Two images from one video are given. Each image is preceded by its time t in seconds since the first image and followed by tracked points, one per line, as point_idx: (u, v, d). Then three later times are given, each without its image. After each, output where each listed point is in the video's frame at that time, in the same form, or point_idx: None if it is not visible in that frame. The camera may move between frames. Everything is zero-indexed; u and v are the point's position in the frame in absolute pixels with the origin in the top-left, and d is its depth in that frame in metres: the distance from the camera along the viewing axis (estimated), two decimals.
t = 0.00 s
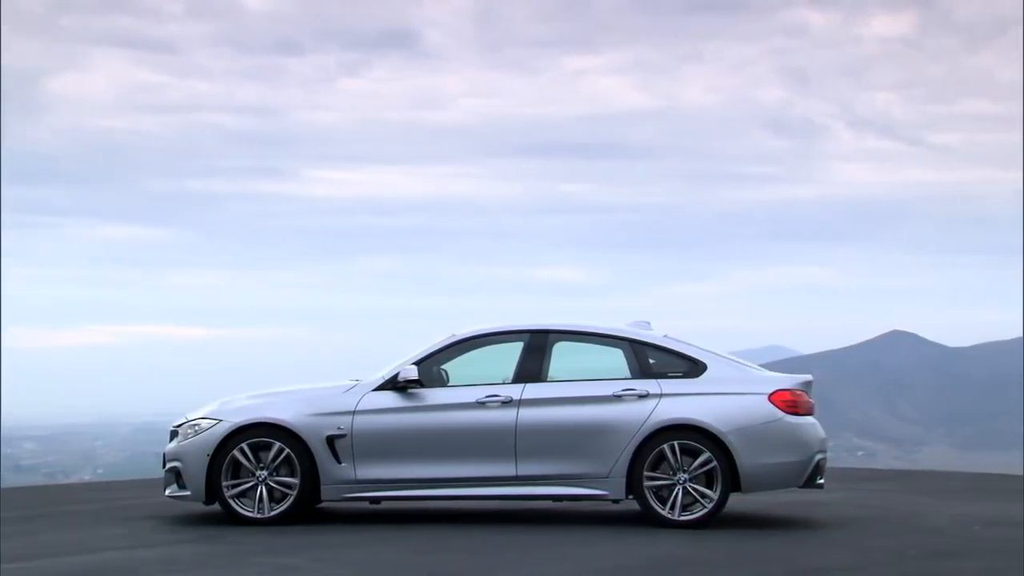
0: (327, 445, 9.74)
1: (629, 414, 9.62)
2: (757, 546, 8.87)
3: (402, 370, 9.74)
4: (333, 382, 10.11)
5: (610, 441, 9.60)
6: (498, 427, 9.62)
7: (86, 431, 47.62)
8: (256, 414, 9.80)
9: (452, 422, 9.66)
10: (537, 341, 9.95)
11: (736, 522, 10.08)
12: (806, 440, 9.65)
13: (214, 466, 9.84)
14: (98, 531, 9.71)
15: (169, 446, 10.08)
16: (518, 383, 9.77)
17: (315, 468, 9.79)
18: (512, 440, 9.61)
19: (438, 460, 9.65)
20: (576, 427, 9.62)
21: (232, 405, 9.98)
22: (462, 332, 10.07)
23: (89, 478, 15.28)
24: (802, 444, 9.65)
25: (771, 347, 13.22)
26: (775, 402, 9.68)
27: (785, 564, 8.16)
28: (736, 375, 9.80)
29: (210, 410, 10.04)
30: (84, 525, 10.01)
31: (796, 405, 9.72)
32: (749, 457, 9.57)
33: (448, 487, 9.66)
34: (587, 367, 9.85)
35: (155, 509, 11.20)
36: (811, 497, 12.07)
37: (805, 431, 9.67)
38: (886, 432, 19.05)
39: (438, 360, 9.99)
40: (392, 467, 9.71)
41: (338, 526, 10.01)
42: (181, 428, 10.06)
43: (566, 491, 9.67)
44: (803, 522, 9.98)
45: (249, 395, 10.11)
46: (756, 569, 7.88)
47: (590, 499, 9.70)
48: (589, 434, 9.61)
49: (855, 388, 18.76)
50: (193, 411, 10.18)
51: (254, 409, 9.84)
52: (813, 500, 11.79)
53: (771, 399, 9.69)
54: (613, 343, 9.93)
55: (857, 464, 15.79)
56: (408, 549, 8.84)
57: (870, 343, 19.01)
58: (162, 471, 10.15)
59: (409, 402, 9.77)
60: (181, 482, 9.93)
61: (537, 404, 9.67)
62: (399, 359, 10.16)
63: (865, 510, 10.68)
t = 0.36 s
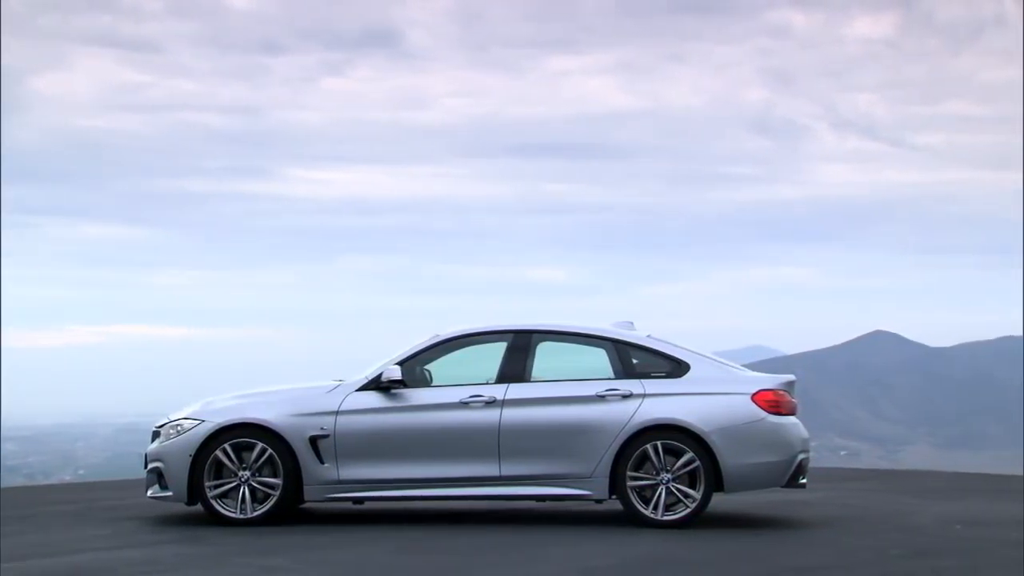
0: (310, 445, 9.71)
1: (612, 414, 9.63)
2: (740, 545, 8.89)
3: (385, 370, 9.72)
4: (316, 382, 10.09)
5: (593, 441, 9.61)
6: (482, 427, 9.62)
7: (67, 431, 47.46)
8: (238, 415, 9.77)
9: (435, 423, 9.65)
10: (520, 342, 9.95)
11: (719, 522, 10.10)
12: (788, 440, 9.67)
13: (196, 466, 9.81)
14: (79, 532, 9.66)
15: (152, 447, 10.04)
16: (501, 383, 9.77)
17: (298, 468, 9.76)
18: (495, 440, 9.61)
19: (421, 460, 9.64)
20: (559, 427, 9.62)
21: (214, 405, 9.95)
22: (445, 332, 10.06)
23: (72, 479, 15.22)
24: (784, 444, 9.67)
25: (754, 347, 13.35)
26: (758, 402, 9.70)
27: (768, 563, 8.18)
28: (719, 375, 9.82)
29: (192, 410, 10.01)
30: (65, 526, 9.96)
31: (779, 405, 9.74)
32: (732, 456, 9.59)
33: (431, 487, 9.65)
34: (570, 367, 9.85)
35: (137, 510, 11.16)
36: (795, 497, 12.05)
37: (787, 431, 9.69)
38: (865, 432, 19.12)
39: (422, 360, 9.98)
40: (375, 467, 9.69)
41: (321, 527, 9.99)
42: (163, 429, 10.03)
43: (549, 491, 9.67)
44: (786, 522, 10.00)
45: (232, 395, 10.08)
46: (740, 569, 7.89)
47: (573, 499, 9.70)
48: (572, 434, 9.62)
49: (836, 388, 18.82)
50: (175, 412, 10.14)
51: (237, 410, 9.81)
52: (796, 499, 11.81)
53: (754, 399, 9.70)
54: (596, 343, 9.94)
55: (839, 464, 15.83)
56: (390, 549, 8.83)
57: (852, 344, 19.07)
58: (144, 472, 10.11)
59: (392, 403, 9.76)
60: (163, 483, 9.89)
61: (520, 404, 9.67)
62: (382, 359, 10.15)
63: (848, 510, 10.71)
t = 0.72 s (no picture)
0: (293, 445, 9.69)
1: (596, 414, 9.63)
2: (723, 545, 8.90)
3: (368, 370, 9.71)
4: (299, 382, 10.07)
5: (577, 441, 9.61)
6: (465, 427, 9.61)
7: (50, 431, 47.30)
8: (221, 415, 9.74)
9: (418, 423, 9.64)
10: (503, 342, 9.94)
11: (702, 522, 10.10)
12: (771, 440, 9.68)
13: (178, 467, 9.78)
14: (61, 533, 9.62)
15: (133, 447, 10.01)
16: (484, 383, 9.76)
17: (281, 469, 9.74)
18: (478, 440, 9.60)
19: (404, 460, 9.63)
20: (542, 426, 9.62)
21: (196, 406, 9.92)
22: (428, 332, 10.05)
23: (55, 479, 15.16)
24: (767, 443, 9.69)
25: (737, 347, 13.38)
26: (741, 402, 9.71)
27: (750, 563, 8.19)
28: (701, 374, 9.83)
29: (174, 410, 9.98)
30: (46, 527, 9.92)
31: (762, 404, 9.75)
32: (715, 456, 9.60)
33: (414, 487, 9.63)
34: (553, 367, 9.85)
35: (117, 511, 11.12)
36: (777, 496, 12.04)
37: (770, 431, 9.70)
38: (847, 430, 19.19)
39: (405, 360, 9.96)
40: (358, 467, 9.68)
41: (303, 527, 9.97)
42: (144, 430, 9.99)
43: (533, 491, 9.66)
44: (768, 521, 10.01)
45: (214, 395, 10.06)
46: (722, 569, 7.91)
47: (557, 499, 9.70)
48: (555, 434, 9.61)
49: (818, 388, 18.87)
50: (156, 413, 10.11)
51: (219, 410, 9.78)
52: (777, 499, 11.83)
53: (737, 399, 9.72)
54: (580, 343, 9.94)
55: (821, 464, 15.86)
56: (373, 549, 8.81)
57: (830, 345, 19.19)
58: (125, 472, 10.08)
59: (375, 403, 9.74)
60: (144, 483, 9.86)
61: (503, 404, 9.67)
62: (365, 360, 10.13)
63: (829, 510, 10.73)
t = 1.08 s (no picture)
0: (276, 445, 9.68)
1: (580, 414, 9.63)
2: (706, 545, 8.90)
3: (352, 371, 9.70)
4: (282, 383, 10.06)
5: (560, 441, 9.61)
6: (448, 427, 9.60)
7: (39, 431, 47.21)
8: (204, 415, 9.73)
9: (402, 423, 9.63)
10: (487, 342, 9.94)
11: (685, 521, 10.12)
12: (755, 440, 9.69)
13: (161, 467, 9.76)
14: (43, 534, 9.60)
15: (116, 447, 9.99)
16: (468, 383, 9.76)
17: (264, 469, 9.73)
18: (462, 440, 9.59)
19: (387, 461, 9.62)
20: (526, 426, 9.62)
21: (179, 406, 9.90)
22: (413, 332, 10.04)
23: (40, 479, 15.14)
24: (751, 443, 9.69)
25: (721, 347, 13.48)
26: (724, 402, 9.71)
27: (733, 562, 8.20)
28: (685, 374, 9.83)
29: (157, 411, 9.96)
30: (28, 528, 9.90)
31: (745, 405, 9.76)
32: (698, 456, 9.60)
33: (398, 488, 9.63)
34: (537, 367, 9.85)
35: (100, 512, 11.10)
36: (761, 496, 12.03)
37: (753, 431, 9.71)
38: (832, 430, 19.23)
39: (389, 361, 9.95)
40: (342, 468, 9.67)
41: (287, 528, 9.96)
42: (127, 430, 9.98)
43: (516, 491, 9.66)
44: (751, 521, 10.02)
45: (197, 395, 10.04)
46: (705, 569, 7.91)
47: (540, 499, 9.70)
48: (539, 434, 9.61)
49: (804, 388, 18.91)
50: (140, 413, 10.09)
51: (202, 410, 9.77)
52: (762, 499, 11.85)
53: (721, 400, 9.72)
54: (564, 343, 9.94)
55: (806, 464, 15.88)
56: (356, 550, 8.80)
57: (812, 345, 19.32)
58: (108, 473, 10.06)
59: (359, 403, 9.73)
60: (127, 484, 9.84)
61: (487, 404, 9.66)
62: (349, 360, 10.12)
63: (813, 510, 10.74)
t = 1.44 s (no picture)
0: (261, 445, 9.66)
1: (565, 414, 9.63)
2: (692, 545, 8.91)
3: (338, 371, 9.68)
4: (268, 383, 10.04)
5: (546, 441, 9.60)
6: (434, 427, 9.59)
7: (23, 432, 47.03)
8: (189, 416, 9.70)
9: (388, 423, 9.62)
10: (473, 342, 9.93)
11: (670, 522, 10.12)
12: (740, 440, 9.70)
13: (145, 468, 9.73)
14: (27, 535, 9.56)
15: (100, 448, 9.96)
16: (454, 383, 9.75)
17: (249, 469, 9.70)
18: (448, 440, 9.58)
19: (373, 461, 9.61)
20: (512, 427, 9.61)
21: (164, 407, 9.87)
22: (399, 332, 10.03)
23: (26, 479, 15.09)
24: (736, 443, 9.70)
25: (709, 347, 13.66)
26: (710, 402, 9.72)
27: (718, 562, 8.21)
28: (671, 375, 9.84)
29: (141, 411, 9.94)
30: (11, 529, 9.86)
31: (731, 405, 9.77)
32: (684, 456, 9.61)
33: (384, 488, 9.61)
34: (522, 368, 9.84)
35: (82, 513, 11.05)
36: (746, 496, 12.03)
37: (739, 431, 9.72)
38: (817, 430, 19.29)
39: (374, 361, 9.94)
40: (327, 468, 9.65)
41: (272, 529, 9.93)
42: (112, 430, 9.94)
43: (503, 491, 9.66)
44: (737, 521, 10.03)
45: (182, 395, 10.02)
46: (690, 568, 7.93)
47: (527, 499, 9.69)
48: (525, 434, 9.61)
49: (789, 388, 18.96)
50: (124, 413, 10.06)
51: (187, 411, 9.74)
52: (747, 499, 11.87)
53: (706, 400, 9.73)
54: (550, 343, 9.94)
55: (791, 465, 15.91)
56: (341, 550, 8.79)
57: (798, 346, 19.37)
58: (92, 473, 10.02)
59: (345, 403, 9.71)
60: (111, 484, 9.81)
61: (473, 404, 9.65)
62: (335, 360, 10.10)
63: (799, 510, 10.76)
